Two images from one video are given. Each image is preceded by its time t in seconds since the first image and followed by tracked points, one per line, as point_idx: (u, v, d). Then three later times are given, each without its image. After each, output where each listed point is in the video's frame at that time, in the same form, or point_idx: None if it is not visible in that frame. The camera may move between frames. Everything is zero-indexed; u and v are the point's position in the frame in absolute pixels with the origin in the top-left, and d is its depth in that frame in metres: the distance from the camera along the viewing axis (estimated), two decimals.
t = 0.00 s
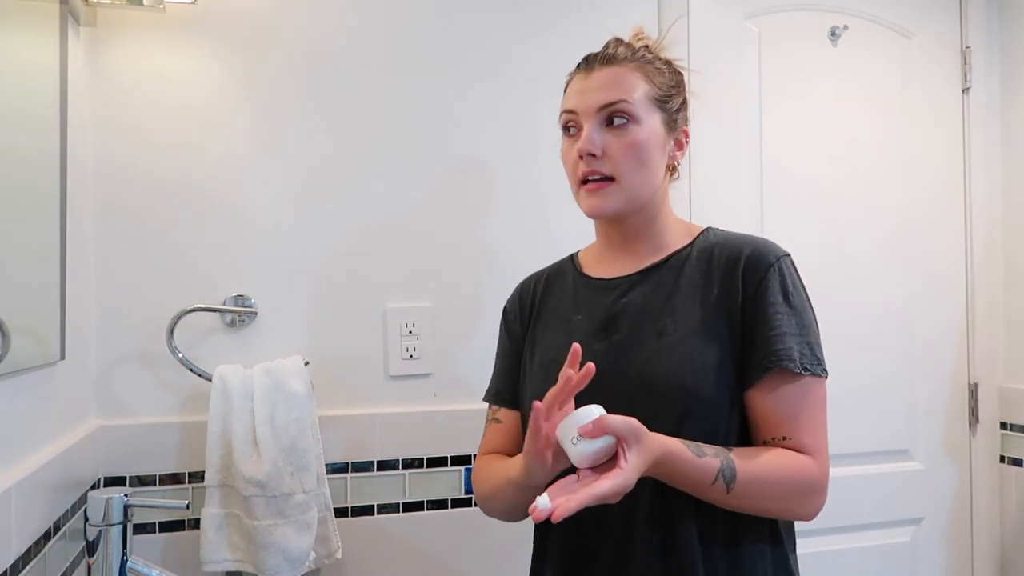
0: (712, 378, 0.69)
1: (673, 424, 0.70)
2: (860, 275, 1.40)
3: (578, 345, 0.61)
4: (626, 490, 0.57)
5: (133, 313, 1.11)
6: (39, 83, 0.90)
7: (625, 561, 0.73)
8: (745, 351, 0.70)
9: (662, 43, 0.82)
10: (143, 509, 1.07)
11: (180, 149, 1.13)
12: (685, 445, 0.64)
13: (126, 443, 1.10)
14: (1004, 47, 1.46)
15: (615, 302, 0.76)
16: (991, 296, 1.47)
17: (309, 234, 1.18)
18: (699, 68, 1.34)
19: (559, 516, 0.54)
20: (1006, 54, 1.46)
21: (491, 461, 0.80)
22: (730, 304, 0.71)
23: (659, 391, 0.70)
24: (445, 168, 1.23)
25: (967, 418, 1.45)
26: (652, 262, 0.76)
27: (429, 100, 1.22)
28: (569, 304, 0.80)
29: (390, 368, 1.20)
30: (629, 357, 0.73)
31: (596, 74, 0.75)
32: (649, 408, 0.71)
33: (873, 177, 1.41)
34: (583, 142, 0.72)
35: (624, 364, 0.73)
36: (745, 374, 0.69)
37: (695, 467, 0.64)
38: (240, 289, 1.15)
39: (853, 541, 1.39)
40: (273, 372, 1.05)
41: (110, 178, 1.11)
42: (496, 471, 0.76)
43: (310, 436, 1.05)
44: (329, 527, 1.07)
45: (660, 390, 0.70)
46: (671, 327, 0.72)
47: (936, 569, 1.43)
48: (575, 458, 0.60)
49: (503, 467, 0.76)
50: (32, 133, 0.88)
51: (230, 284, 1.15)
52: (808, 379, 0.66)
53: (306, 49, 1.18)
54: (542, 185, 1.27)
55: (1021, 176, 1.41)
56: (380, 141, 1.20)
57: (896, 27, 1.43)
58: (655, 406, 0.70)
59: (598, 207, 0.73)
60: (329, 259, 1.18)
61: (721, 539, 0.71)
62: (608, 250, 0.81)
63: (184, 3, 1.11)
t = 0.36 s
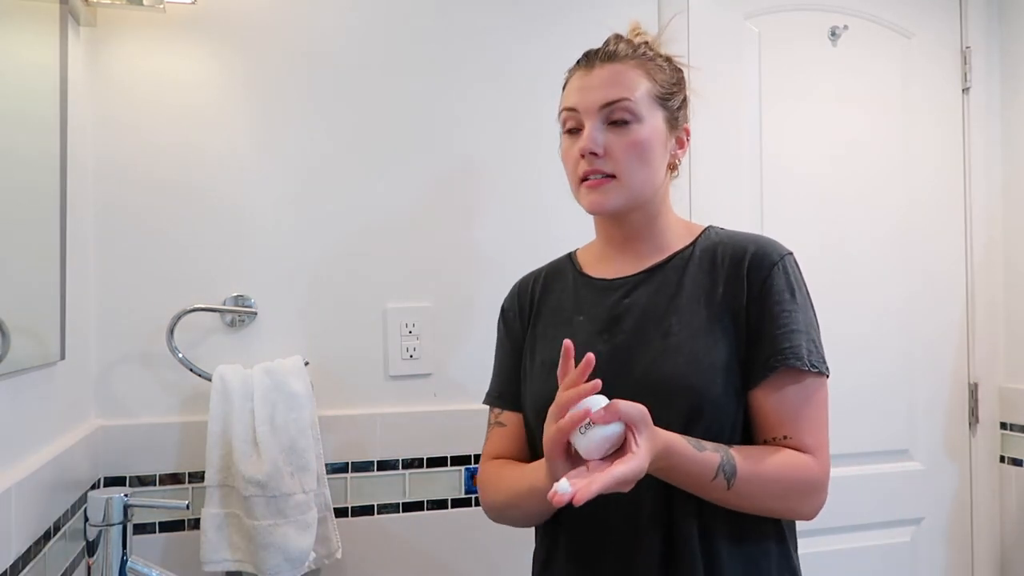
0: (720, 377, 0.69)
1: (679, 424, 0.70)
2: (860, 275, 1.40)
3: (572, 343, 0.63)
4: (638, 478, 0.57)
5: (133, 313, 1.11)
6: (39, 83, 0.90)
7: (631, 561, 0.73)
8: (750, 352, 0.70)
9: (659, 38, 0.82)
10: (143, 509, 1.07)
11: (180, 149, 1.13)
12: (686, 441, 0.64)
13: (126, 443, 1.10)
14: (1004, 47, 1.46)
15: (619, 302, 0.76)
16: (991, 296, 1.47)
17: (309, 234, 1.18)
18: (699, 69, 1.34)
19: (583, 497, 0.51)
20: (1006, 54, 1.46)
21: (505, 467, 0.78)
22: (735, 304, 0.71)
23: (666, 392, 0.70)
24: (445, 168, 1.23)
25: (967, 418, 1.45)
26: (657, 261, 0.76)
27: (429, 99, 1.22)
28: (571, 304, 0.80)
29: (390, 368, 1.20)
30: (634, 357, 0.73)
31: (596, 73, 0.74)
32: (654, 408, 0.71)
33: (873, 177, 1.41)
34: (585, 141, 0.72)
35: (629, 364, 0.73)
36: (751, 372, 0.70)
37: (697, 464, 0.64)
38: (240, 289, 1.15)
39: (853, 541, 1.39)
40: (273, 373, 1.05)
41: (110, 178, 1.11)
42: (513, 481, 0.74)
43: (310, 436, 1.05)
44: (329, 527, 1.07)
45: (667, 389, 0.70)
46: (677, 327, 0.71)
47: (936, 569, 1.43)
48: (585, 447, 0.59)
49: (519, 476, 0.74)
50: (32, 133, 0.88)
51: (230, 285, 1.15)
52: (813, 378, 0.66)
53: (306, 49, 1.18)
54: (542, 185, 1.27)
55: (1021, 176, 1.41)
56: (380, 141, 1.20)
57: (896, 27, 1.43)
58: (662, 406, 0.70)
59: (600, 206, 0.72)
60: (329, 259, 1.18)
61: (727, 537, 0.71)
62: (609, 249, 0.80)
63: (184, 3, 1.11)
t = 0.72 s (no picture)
0: (740, 376, 0.69)
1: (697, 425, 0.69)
2: (860, 275, 1.40)
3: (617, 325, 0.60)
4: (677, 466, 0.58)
5: (132, 313, 1.11)
6: (39, 83, 0.90)
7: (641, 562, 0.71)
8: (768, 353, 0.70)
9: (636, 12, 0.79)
10: (143, 509, 1.07)
11: (179, 149, 1.13)
12: (717, 431, 0.64)
13: (126, 443, 1.10)
14: (1004, 47, 1.46)
15: (629, 300, 0.74)
16: (991, 296, 1.47)
17: (308, 234, 1.18)
18: (699, 69, 1.34)
19: (622, 495, 0.52)
20: (1006, 54, 1.45)
21: (496, 464, 0.75)
22: (750, 304, 0.71)
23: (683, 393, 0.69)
24: (445, 168, 1.23)
25: (967, 418, 1.45)
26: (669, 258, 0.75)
27: (429, 99, 1.22)
28: (578, 300, 0.77)
29: (390, 368, 1.20)
30: (649, 357, 0.71)
31: (589, 88, 0.69)
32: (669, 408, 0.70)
33: (873, 177, 1.41)
34: (589, 170, 0.68)
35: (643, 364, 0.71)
36: (767, 371, 0.70)
37: (726, 454, 0.63)
38: (240, 289, 1.15)
39: (853, 541, 1.39)
40: (273, 373, 1.05)
41: (110, 178, 1.11)
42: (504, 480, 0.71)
43: (310, 437, 1.05)
44: (329, 527, 1.07)
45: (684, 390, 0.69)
46: (692, 325, 0.71)
47: (936, 569, 1.43)
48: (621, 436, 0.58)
49: (524, 474, 0.69)
50: (32, 133, 0.88)
51: (230, 284, 1.15)
52: (825, 376, 0.68)
53: (306, 50, 1.18)
54: (541, 186, 1.27)
55: (1021, 176, 1.41)
56: (380, 141, 1.20)
57: (896, 28, 1.43)
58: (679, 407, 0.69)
59: (615, 227, 0.71)
60: (329, 259, 1.18)
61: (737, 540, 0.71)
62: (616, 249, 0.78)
63: (184, 3, 1.11)
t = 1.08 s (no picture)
0: (773, 393, 0.65)
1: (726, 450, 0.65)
2: (860, 275, 1.40)
3: (586, 395, 0.54)
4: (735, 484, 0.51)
5: (132, 313, 1.11)
6: (39, 83, 0.90)
7: None
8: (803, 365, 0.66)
9: None
10: (143, 509, 1.07)
11: (179, 149, 1.13)
12: (749, 476, 0.59)
13: (126, 443, 1.10)
14: (1005, 46, 1.46)
15: (649, 315, 0.68)
16: (991, 296, 1.47)
17: (309, 234, 1.18)
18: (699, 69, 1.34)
19: (719, 523, 0.46)
20: (1007, 53, 1.45)
21: (517, 502, 0.70)
22: (781, 311, 0.66)
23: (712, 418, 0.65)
24: (445, 168, 1.23)
25: (967, 418, 1.45)
26: (692, 262, 0.70)
27: (428, 99, 1.22)
28: (591, 315, 0.71)
29: (390, 368, 1.20)
30: (673, 377, 0.66)
31: (603, 67, 0.62)
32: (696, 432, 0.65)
33: (873, 176, 1.41)
34: (601, 160, 0.62)
35: (669, 387, 0.66)
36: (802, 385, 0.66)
37: (762, 500, 0.58)
38: (240, 289, 1.15)
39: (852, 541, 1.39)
40: (273, 373, 1.05)
41: (110, 178, 1.11)
42: (528, 526, 0.66)
43: (310, 436, 1.05)
44: (329, 527, 1.07)
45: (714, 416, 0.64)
46: (720, 340, 0.66)
47: (936, 569, 1.43)
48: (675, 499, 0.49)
49: (554, 533, 0.63)
50: (33, 133, 0.88)
51: (230, 284, 1.15)
52: (866, 391, 0.63)
53: (306, 49, 1.18)
54: (542, 186, 1.27)
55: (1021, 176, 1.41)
56: (380, 141, 1.20)
57: (896, 28, 1.43)
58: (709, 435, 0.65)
59: (626, 229, 0.65)
60: (329, 259, 1.18)
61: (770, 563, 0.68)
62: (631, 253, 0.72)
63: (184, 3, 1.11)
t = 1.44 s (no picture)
0: (809, 410, 0.56)
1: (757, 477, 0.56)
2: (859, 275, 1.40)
3: None
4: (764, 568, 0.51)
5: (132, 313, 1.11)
6: (39, 83, 0.90)
7: None
8: (837, 374, 0.57)
9: None
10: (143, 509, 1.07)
11: (178, 149, 1.13)
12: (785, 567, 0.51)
13: (126, 443, 1.10)
14: (1005, 45, 1.46)
15: (663, 321, 0.59)
16: (991, 295, 1.46)
17: (308, 234, 1.18)
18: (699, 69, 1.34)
19: None
20: (1007, 53, 1.45)
21: (522, 529, 0.62)
22: (815, 314, 0.58)
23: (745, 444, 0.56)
24: (444, 168, 1.23)
25: (967, 418, 1.45)
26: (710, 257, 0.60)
27: (428, 100, 1.22)
28: (598, 324, 0.61)
29: (390, 368, 1.20)
30: (695, 393, 0.57)
31: (621, 21, 0.55)
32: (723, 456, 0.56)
33: (874, 176, 1.41)
34: (620, 129, 0.55)
35: (692, 405, 0.57)
36: (837, 398, 0.58)
37: None
38: (240, 289, 1.15)
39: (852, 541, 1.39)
40: (272, 372, 1.06)
41: (110, 178, 1.11)
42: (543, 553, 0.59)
43: (310, 436, 1.05)
44: (329, 526, 1.07)
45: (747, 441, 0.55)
46: (748, 350, 0.57)
47: (936, 569, 1.43)
48: None
49: None
50: (33, 133, 0.88)
51: (230, 284, 1.15)
52: (905, 407, 0.57)
53: (306, 49, 1.18)
54: (542, 185, 1.27)
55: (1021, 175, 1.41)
56: (380, 141, 1.20)
57: (896, 27, 1.43)
58: (739, 462, 0.56)
59: (643, 210, 0.57)
60: (329, 259, 1.18)
61: None
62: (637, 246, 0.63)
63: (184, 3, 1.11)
